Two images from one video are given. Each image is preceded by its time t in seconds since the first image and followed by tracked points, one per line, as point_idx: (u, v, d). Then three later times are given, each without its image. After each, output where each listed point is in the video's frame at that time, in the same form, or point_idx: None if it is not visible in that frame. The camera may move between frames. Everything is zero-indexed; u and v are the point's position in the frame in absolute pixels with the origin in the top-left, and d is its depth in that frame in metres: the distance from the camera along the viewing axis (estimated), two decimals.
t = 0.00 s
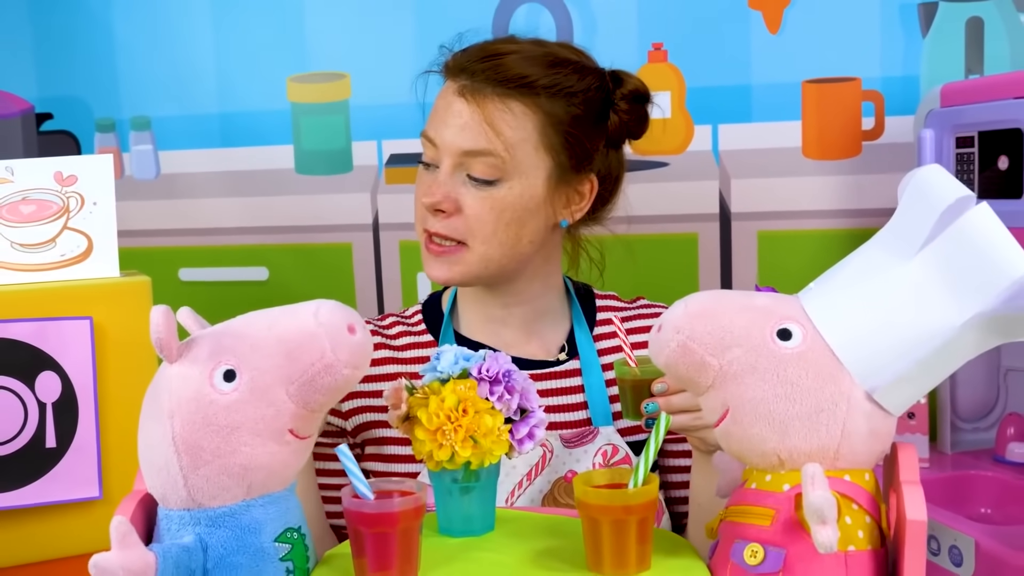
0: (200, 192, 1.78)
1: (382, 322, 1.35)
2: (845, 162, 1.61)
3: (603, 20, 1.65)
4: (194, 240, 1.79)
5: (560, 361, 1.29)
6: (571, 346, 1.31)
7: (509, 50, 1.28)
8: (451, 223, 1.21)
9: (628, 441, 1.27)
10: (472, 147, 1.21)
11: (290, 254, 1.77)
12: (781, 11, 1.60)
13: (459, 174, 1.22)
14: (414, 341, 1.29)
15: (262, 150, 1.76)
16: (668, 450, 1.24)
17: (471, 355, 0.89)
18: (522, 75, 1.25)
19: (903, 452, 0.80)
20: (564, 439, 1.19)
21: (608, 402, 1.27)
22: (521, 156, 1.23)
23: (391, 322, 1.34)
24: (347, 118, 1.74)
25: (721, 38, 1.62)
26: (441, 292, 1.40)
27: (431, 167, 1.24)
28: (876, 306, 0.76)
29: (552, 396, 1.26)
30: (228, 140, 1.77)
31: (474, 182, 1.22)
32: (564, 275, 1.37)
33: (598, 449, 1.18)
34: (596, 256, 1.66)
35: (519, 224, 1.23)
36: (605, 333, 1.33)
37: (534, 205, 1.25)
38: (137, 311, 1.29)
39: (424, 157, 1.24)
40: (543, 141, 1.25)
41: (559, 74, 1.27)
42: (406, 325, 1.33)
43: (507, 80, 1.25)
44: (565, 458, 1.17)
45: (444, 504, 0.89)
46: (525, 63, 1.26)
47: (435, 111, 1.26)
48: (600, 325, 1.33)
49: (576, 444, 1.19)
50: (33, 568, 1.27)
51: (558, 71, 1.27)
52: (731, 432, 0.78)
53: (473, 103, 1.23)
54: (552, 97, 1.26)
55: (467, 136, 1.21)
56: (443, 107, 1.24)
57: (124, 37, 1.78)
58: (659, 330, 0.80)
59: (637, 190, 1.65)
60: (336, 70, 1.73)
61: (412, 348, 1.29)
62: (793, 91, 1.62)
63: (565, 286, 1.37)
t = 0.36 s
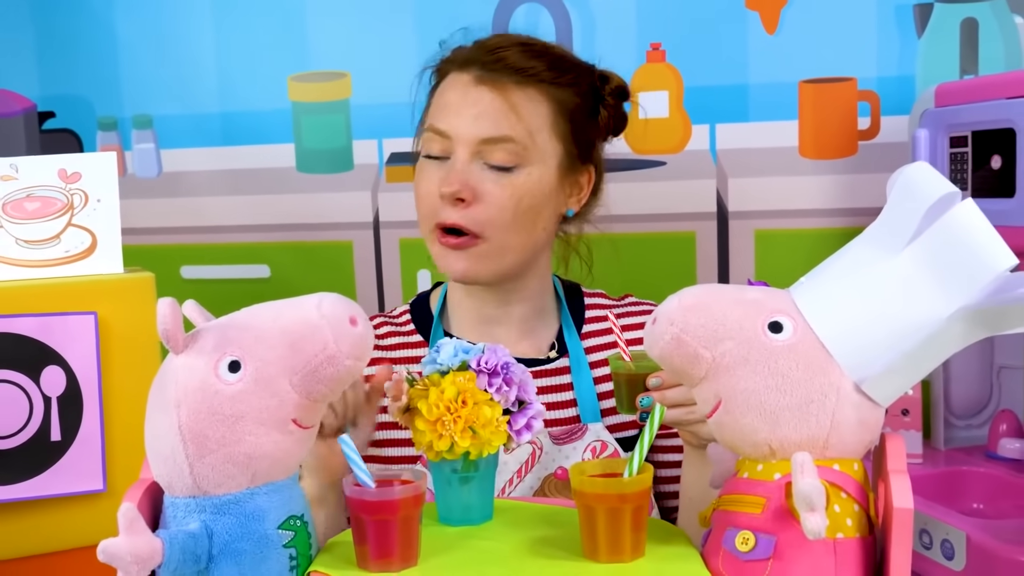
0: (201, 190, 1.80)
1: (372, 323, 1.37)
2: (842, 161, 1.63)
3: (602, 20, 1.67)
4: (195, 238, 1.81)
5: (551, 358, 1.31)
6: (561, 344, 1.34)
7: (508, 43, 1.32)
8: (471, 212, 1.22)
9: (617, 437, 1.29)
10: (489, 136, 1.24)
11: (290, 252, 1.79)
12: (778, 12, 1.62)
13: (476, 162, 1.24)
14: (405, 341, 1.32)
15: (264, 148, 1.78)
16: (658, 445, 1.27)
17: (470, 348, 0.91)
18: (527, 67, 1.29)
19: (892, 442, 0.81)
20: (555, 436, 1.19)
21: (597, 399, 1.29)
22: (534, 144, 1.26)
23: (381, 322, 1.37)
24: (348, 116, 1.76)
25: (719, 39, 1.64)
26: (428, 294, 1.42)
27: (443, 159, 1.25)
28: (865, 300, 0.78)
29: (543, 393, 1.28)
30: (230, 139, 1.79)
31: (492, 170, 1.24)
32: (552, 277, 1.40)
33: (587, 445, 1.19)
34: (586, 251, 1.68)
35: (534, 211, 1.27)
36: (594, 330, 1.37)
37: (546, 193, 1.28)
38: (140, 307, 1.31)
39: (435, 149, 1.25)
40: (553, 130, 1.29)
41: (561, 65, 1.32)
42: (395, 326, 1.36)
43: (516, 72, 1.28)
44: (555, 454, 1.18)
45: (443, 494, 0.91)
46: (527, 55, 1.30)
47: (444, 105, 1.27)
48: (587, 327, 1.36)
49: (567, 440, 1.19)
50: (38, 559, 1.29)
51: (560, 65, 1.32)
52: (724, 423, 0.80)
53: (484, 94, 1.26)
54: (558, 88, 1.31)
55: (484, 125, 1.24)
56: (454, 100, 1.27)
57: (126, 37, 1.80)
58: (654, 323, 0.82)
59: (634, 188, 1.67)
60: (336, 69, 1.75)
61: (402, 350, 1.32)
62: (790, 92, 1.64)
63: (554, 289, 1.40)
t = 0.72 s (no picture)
0: (207, 193, 1.82)
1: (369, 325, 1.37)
2: (841, 161, 1.65)
3: (603, 23, 1.69)
4: (199, 240, 1.83)
5: (553, 363, 1.34)
6: (562, 347, 1.36)
7: (553, 43, 1.43)
8: (537, 177, 1.28)
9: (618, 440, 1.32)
10: (555, 111, 1.33)
11: (294, 253, 1.80)
12: (778, 14, 1.64)
13: (540, 135, 1.32)
14: (404, 346, 1.32)
15: (268, 151, 1.80)
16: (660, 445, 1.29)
17: (475, 348, 0.93)
18: (576, 64, 1.41)
19: (888, 439, 0.83)
20: (557, 441, 1.21)
21: (597, 402, 1.31)
22: (587, 131, 1.37)
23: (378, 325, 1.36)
24: (351, 119, 1.78)
25: (719, 41, 1.66)
26: (424, 295, 1.43)
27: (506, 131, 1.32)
28: (862, 301, 0.80)
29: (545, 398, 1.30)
30: (234, 142, 1.81)
31: (555, 145, 1.32)
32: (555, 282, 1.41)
33: (589, 449, 1.20)
34: (587, 259, 1.69)
35: (584, 193, 1.34)
36: (594, 332, 1.39)
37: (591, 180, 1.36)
38: (148, 308, 1.34)
39: (497, 122, 1.33)
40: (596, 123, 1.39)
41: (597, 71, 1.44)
42: (393, 328, 1.35)
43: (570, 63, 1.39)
44: (555, 458, 1.19)
45: (449, 492, 0.93)
46: (575, 55, 1.42)
47: (503, 83, 1.35)
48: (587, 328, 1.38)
49: (567, 444, 1.21)
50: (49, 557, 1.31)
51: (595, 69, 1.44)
52: (724, 421, 0.82)
53: (547, 76, 1.36)
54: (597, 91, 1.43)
55: (551, 102, 1.33)
56: (515, 80, 1.35)
57: (131, 41, 1.82)
58: (655, 322, 0.84)
59: (634, 189, 1.70)
60: (340, 72, 1.77)
61: (401, 354, 1.32)
62: (790, 93, 1.66)
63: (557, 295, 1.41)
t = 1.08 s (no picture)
0: (209, 190, 1.84)
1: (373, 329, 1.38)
2: (840, 165, 1.67)
3: (604, 26, 1.70)
4: (202, 237, 1.84)
5: (559, 368, 1.34)
6: (568, 353, 1.37)
7: (545, 49, 1.43)
8: (538, 191, 1.29)
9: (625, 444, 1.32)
10: (551, 121, 1.33)
11: (296, 252, 1.82)
12: (778, 19, 1.66)
13: (538, 146, 1.33)
14: (407, 352, 1.34)
15: (271, 150, 1.82)
16: (664, 447, 1.29)
17: (476, 348, 0.94)
18: (568, 69, 1.41)
19: (880, 441, 0.85)
20: (562, 448, 1.23)
21: (604, 407, 1.31)
22: (584, 137, 1.38)
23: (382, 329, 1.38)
24: (354, 118, 1.80)
25: (719, 45, 1.67)
26: (429, 298, 1.45)
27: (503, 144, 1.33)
28: (855, 306, 0.81)
29: (549, 403, 1.31)
30: (237, 140, 1.83)
31: (553, 155, 1.33)
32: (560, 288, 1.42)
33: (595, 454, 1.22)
34: (590, 258, 1.71)
35: (584, 201, 1.35)
36: (599, 335, 1.40)
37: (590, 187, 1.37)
38: (152, 303, 1.35)
39: (493, 135, 1.33)
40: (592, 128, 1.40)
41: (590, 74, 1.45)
42: (397, 334, 1.37)
43: (563, 69, 1.40)
44: (559, 465, 1.21)
45: (449, 489, 0.95)
46: (566, 61, 1.43)
47: (496, 94, 1.36)
48: (592, 333, 1.39)
49: (573, 450, 1.23)
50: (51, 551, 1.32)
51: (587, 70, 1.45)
52: (718, 422, 0.84)
53: (541, 85, 1.36)
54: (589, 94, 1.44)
55: (547, 111, 1.34)
56: (509, 90, 1.35)
57: (135, 39, 1.83)
58: (652, 325, 0.86)
59: (634, 191, 1.71)
60: (343, 72, 1.79)
61: (405, 360, 1.33)
62: (789, 98, 1.67)
63: (562, 302, 1.42)
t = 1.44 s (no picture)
0: (215, 194, 1.86)
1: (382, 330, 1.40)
2: (840, 164, 1.68)
3: (605, 28, 1.72)
4: (207, 240, 1.86)
5: (566, 370, 1.36)
6: (574, 355, 1.39)
7: (533, 55, 1.41)
8: (524, 215, 1.30)
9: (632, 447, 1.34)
10: (536, 139, 1.32)
11: (301, 254, 1.84)
12: (777, 19, 1.67)
13: (523, 166, 1.32)
14: (416, 352, 1.36)
15: (276, 153, 1.84)
16: (669, 450, 1.31)
17: (482, 349, 0.96)
18: (557, 76, 1.39)
19: (879, 439, 0.86)
20: (567, 449, 1.25)
21: (610, 408, 1.33)
22: (576, 146, 1.36)
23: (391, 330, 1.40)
24: (357, 121, 1.81)
25: (719, 47, 1.69)
26: (437, 298, 1.47)
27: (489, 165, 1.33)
28: (854, 306, 0.83)
29: (555, 405, 1.33)
30: (242, 143, 1.84)
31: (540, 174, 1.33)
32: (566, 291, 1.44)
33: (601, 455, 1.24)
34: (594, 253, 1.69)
35: (576, 213, 1.35)
36: (606, 338, 1.41)
37: (584, 196, 1.37)
38: (161, 306, 1.37)
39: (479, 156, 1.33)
40: (587, 135, 1.39)
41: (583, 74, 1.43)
42: (406, 335, 1.39)
43: (551, 80, 1.38)
44: (565, 466, 1.22)
45: (456, 488, 0.96)
46: (555, 66, 1.40)
47: (481, 112, 1.35)
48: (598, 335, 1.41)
49: (578, 451, 1.24)
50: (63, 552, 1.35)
51: (579, 73, 1.42)
52: (720, 420, 0.85)
53: (526, 99, 1.35)
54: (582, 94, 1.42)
55: (531, 129, 1.32)
56: (493, 108, 1.34)
57: (140, 45, 1.85)
58: (654, 326, 0.87)
59: (637, 192, 1.73)
60: (346, 76, 1.80)
61: (414, 360, 1.35)
62: (789, 97, 1.69)
63: (568, 304, 1.44)
